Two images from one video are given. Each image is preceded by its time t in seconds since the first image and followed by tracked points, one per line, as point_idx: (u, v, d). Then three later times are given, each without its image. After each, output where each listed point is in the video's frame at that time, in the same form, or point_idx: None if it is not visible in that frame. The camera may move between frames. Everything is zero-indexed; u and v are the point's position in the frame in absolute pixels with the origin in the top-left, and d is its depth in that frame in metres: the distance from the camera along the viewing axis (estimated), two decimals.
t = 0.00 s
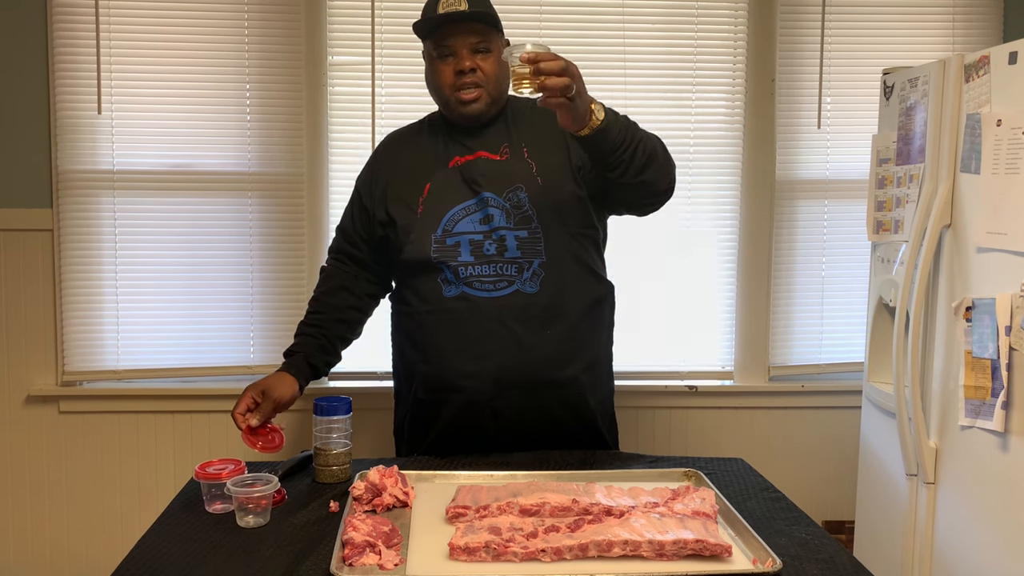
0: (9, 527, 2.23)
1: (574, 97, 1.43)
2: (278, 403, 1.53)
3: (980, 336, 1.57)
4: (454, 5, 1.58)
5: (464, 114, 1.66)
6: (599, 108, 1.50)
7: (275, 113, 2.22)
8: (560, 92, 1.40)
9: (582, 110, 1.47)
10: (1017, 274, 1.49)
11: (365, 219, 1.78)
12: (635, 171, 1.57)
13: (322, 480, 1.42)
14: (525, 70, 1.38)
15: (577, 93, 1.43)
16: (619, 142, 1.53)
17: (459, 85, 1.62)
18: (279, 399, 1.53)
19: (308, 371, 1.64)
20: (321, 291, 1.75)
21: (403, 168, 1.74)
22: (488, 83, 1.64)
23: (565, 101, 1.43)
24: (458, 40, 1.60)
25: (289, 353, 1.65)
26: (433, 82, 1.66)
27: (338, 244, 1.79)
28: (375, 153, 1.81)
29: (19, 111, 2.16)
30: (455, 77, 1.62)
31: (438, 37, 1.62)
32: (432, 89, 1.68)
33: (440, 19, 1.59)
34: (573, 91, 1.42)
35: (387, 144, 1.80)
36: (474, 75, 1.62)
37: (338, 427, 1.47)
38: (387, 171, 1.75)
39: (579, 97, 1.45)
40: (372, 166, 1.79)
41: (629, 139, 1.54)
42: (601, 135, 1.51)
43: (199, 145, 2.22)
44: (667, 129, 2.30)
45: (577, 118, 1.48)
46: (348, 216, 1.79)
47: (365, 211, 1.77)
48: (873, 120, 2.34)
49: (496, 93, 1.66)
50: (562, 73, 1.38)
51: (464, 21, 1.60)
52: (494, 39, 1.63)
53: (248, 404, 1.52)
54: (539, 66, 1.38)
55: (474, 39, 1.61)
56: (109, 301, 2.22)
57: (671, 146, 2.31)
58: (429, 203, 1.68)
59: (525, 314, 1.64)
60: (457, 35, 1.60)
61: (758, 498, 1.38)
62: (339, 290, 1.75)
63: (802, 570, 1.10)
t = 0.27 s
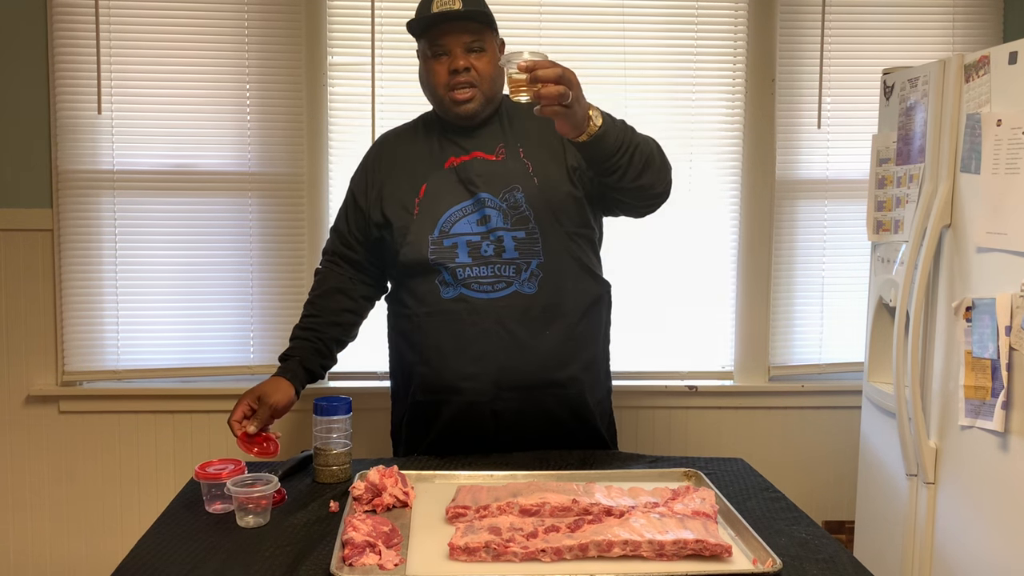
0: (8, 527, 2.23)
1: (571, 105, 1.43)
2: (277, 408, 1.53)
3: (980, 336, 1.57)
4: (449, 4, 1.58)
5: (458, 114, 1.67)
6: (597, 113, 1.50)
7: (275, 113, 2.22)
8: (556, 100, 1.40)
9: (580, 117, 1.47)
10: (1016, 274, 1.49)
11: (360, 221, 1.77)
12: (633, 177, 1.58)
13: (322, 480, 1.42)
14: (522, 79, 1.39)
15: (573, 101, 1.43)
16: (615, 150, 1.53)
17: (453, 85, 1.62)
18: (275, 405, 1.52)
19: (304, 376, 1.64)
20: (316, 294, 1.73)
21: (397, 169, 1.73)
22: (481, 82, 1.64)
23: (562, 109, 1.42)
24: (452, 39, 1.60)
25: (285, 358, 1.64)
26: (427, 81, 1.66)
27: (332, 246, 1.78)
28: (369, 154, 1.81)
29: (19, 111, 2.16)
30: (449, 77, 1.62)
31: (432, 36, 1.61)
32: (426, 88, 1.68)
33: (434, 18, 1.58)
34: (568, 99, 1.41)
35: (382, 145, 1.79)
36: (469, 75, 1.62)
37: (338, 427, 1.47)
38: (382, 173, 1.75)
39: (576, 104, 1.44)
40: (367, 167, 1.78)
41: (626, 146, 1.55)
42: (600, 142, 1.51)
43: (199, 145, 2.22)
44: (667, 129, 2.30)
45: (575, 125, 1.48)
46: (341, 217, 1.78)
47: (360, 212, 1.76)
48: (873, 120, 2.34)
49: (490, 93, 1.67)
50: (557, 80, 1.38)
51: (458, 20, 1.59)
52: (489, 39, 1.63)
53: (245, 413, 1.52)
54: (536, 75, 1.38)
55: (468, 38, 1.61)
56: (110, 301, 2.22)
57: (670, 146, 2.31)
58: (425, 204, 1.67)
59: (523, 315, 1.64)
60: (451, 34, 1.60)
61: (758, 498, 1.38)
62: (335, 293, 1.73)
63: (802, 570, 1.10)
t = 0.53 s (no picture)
0: (9, 527, 2.23)
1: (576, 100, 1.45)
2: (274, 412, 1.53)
3: (980, 336, 1.57)
4: (441, 4, 1.58)
5: (442, 113, 1.66)
6: (601, 108, 1.52)
7: (275, 113, 2.22)
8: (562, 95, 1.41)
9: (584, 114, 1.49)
10: (1017, 274, 1.49)
11: (355, 223, 1.76)
12: (635, 169, 1.58)
13: (322, 480, 1.42)
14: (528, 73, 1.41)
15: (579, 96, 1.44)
16: (619, 142, 1.54)
17: (438, 84, 1.62)
18: (269, 409, 1.52)
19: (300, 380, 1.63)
20: (312, 297, 1.73)
21: (392, 170, 1.73)
22: (468, 84, 1.63)
23: (568, 103, 1.44)
24: (443, 38, 1.60)
25: (281, 362, 1.63)
26: (416, 78, 1.67)
27: (328, 248, 1.78)
28: (364, 155, 1.80)
29: (20, 111, 2.16)
30: (436, 75, 1.62)
31: (425, 33, 1.62)
32: (416, 85, 1.69)
33: (426, 15, 1.59)
34: (575, 93, 1.42)
35: (377, 147, 1.79)
36: (454, 76, 1.62)
37: (338, 427, 1.47)
38: (377, 174, 1.75)
39: (582, 99, 1.46)
40: (362, 168, 1.78)
41: (628, 138, 1.55)
42: (602, 136, 1.52)
43: (199, 145, 2.22)
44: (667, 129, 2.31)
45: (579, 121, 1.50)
46: (336, 219, 1.78)
47: (355, 213, 1.76)
48: (873, 120, 2.34)
49: (477, 95, 1.66)
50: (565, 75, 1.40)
51: (450, 19, 1.59)
52: (481, 41, 1.62)
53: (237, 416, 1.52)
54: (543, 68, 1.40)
55: (458, 39, 1.61)
56: (110, 301, 2.22)
57: (671, 146, 2.31)
58: (421, 205, 1.67)
59: (520, 316, 1.63)
60: (442, 34, 1.60)
61: (758, 498, 1.38)
62: (331, 296, 1.73)
63: (802, 570, 1.10)
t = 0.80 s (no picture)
0: (8, 527, 2.23)
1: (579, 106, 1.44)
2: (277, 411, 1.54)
3: (980, 336, 1.57)
4: (426, 10, 1.57)
5: (440, 117, 1.67)
6: (603, 113, 1.53)
7: (275, 113, 2.22)
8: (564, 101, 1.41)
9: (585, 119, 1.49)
10: (1017, 274, 1.49)
11: (351, 225, 1.76)
12: (637, 173, 1.60)
13: (322, 480, 1.42)
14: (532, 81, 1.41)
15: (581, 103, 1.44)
16: (621, 147, 1.55)
17: (434, 90, 1.63)
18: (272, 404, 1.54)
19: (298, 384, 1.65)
20: (311, 300, 1.73)
21: (388, 171, 1.73)
22: (463, 87, 1.64)
23: (571, 109, 1.44)
24: (432, 44, 1.60)
25: (280, 365, 1.64)
26: (409, 85, 1.66)
27: (324, 250, 1.78)
28: (359, 157, 1.81)
29: (20, 111, 2.16)
30: (430, 82, 1.62)
31: (413, 41, 1.61)
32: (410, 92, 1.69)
33: (412, 24, 1.58)
34: (578, 100, 1.42)
35: (372, 148, 1.79)
36: (449, 80, 1.62)
37: (338, 427, 1.47)
38: (372, 175, 1.75)
39: (583, 105, 1.46)
40: (357, 170, 1.78)
41: (630, 143, 1.56)
42: (604, 142, 1.53)
43: (199, 145, 2.22)
44: (667, 129, 2.31)
45: (581, 126, 1.50)
46: (332, 221, 1.78)
47: (351, 215, 1.76)
48: (873, 119, 2.34)
49: (472, 97, 1.67)
50: (569, 82, 1.40)
51: (437, 25, 1.58)
52: (470, 42, 1.62)
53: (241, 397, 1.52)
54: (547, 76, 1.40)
55: (448, 43, 1.60)
56: (109, 301, 2.22)
57: (670, 145, 2.31)
58: (417, 205, 1.67)
59: (518, 316, 1.63)
60: (431, 40, 1.59)
61: (758, 498, 1.38)
62: (331, 300, 1.74)
63: (803, 570, 1.10)
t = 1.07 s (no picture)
0: (8, 527, 2.23)
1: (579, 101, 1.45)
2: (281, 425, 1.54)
3: (980, 336, 1.57)
4: None
5: (445, 109, 1.66)
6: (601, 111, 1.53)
7: (275, 113, 2.22)
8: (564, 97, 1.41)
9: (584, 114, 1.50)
10: (1017, 274, 1.49)
11: (349, 227, 1.76)
12: (633, 171, 1.60)
13: (322, 480, 1.42)
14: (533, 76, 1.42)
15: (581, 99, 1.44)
16: (618, 144, 1.55)
17: (441, 80, 1.62)
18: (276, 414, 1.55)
19: (304, 393, 1.65)
20: (312, 308, 1.73)
21: (385, 172, 1.73)
22: (470, 79, 1.64)
23: (570, 104, 1.44)
24: (442, 34, 1.60)
25: (285, 375, 1.64)
26: (414, 77, 1.65)
27: (321, 252, 1.78)
28: (356, 158, 1.80)
29: (20, 112, 2.16)
30: (438, 72, 1.62)
31: (422, 31, 1.61)
32: (412, 84, 1.68)
33: (424, 12, 1.59)
34: (578, 96, 1.42)
35: (369, 150, 1.79)
36: (458, 71, 1.62)
37: (338, 427, 1.47)
38: (369, 177, 1.75)
39: (583, 101, 1.46)
40: (354, 172, 1.78)
41: (627, 140, 1.57)
42: (602, 138, 1.53)
43: (199, 145, 2.22)
44: (667, 129, 2.30)
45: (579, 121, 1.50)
46: (330, 223, 1.78)
47: (349, 216, 1.76)
48: (872, 119, 2.34)
49: (478, 91, 1.67)
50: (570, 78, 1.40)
51: (448, 15, 1.60)
52: (478, 37, 1.64)
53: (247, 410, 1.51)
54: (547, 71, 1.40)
55: (458, 35, 1.62)
56: (110, 300, 2.22)
57: (670, 145, 2.31)
58: (414, 205, 1.67)
59: (516, 315, 1.63)
60: (441, 30, 1.60)
61: (759, 498, 1.38)
62: (333, 308, 1.74)
63: (803, 570, 1.10)
